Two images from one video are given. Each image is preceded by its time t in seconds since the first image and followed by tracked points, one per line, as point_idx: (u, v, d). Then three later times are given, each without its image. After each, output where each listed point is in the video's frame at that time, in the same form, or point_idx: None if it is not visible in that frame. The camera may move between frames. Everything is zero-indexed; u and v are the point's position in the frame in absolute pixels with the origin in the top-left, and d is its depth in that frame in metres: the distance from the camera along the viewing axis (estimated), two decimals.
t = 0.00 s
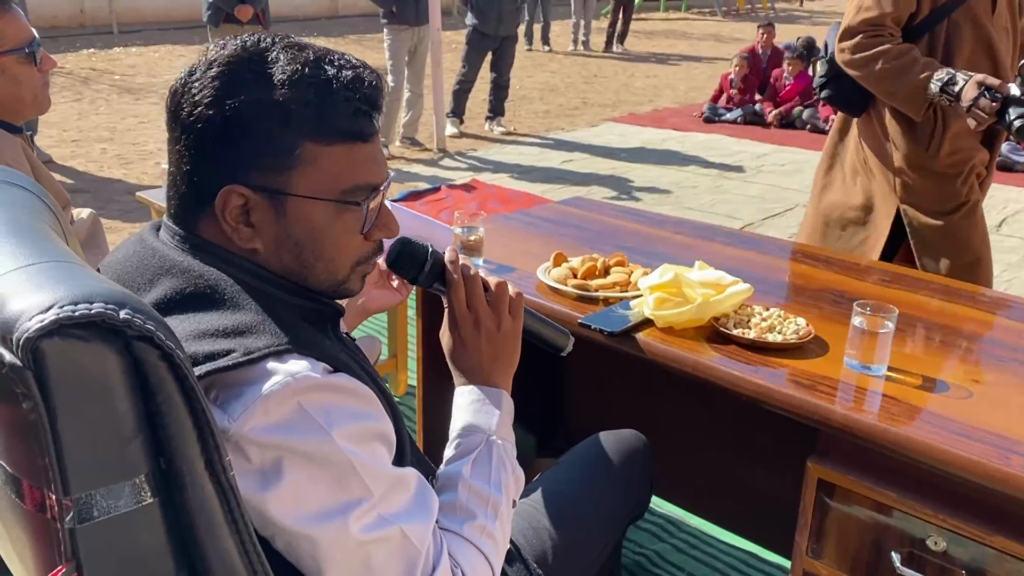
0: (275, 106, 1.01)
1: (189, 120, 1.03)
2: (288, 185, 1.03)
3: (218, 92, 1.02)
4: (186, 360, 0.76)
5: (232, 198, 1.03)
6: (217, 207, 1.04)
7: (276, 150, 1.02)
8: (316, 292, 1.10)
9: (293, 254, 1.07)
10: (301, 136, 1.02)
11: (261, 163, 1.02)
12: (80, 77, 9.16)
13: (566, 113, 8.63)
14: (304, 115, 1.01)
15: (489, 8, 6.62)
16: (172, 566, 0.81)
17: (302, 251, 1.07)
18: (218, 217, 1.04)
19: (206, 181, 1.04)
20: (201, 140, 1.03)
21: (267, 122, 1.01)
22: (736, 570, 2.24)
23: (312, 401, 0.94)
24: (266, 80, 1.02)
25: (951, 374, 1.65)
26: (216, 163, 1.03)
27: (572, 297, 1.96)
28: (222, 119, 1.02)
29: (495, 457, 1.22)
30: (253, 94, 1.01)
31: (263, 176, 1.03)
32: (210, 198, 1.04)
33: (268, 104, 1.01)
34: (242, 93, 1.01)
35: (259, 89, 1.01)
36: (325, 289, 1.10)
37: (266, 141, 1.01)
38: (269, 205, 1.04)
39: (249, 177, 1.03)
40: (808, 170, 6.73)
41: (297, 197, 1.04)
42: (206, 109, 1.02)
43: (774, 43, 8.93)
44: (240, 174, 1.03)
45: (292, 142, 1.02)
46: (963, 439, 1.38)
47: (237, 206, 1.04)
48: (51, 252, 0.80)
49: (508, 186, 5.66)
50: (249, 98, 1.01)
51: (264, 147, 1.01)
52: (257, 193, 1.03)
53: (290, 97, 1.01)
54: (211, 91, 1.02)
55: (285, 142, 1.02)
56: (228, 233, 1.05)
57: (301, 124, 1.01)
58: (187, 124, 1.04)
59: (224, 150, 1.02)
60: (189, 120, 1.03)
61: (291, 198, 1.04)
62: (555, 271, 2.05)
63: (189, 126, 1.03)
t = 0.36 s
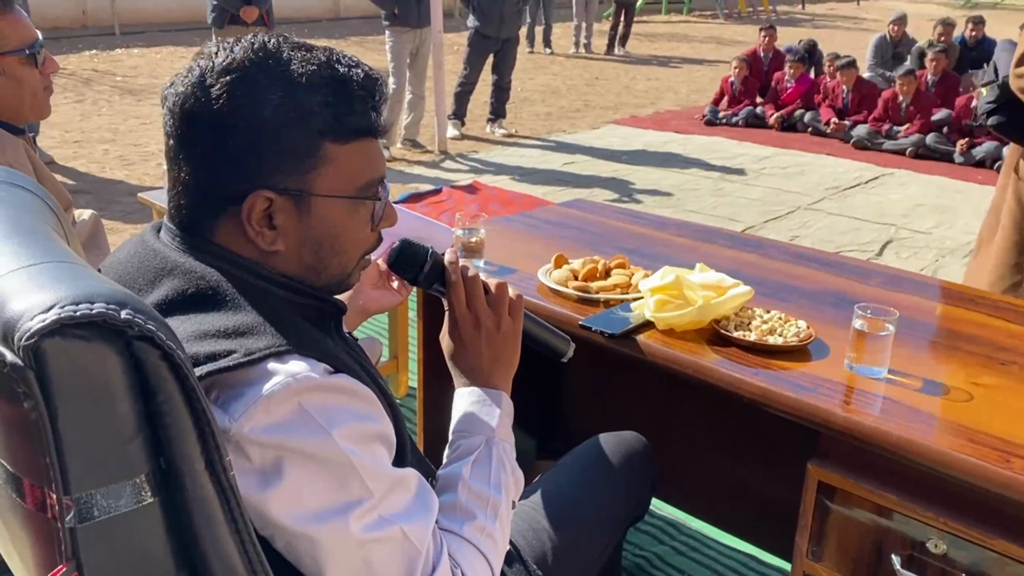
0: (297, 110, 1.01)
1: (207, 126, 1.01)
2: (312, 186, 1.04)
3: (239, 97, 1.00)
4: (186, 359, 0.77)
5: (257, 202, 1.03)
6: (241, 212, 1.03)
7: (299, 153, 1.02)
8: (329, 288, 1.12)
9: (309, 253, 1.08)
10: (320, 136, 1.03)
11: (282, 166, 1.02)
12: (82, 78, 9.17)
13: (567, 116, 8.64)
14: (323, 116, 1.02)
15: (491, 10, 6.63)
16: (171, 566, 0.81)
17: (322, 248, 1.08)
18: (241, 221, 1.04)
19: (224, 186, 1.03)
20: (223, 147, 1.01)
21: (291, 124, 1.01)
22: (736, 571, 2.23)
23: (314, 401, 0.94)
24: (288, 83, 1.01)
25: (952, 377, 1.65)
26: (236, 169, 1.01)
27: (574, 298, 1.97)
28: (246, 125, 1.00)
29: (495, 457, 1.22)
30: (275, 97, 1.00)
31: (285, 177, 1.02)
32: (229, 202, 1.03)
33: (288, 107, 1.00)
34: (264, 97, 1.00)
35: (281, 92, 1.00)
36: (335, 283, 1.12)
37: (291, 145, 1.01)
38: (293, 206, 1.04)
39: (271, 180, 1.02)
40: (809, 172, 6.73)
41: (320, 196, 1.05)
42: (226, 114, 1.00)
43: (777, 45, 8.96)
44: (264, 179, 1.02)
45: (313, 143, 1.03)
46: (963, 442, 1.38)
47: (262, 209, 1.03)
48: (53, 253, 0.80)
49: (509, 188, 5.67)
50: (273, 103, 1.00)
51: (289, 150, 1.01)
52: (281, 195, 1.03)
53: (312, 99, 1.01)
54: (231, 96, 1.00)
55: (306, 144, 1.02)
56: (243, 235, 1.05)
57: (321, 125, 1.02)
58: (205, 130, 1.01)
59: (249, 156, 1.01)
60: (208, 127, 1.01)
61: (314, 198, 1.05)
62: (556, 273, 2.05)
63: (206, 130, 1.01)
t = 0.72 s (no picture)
0: (305, 112, 1.01)
1: (215, 129, 1.01)
2: (319, 186, 1.04)
3: (248, 98, 0.99)
4: (187, 361, 0.77)
5: (266, 204, 1.03)
6: (249, 214, 1.03)
7: (307, 154, 1.02)
8: (333, 286, 1.12)
9: (315, 253, 1.09)
10: (327, 136, 1.03)
11: (287, 168, 1.02)
12: (83, 80, 9.18)
13: (567, 118, 8.65)
14: (329, 117, 1.02)
15: (491, 12, 6.64)
16: (172, 567, 0.81)
17: (328, 248, 1.09)
18: (246, 222, 1.04)
19: (230, 188, 1.02)
20: (231, 149, 1.01)
21: (299, 127, 1.01)
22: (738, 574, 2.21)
23: (314, 403, 0.94)
24: (295, 85, 1.01)
25: (951, 380, 1.65)
26: (245, 171, 1.01)
27: (574, 301, 1.97)
28: (255, 127, 1.00)
29: (494, 459, 1.22)
30: (282, 99, 1.00)
31: (291, 179, 1.03)
32: (237, 204, 1.03)
33: (294, 109, 1.01)
34: (274, 100, 1.00)
35: (288, 94, 1.00)
36: (340, 281, 1.12)
37: (300, 146, 1.02)
38: (301, 207, 1.05)
39: (277, 181, 1.02)
40: (809, 175, 6.74)
41: (325, 197, 1.06)
42: (238, 116, 1.00)
43: (777, 48, 8.95)
44: (272, 180, 1.02)
45: (321, 144, 1.03)
46: (963, 444, 1.38)
47: (270, 211, 1.03)
48: (55, 256, 0.80)
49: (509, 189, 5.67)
50: (282, 105, 1.00)
51: (298, 151, 1.02)
52: (289, 197, 1.03)
53: (320, 100, 1.01)
54: (238, 98, 0.99)
55: (313, 144, 1.02)
56: (247, 236, 1.05)
57: (328, 126, 1.02)
58: (212, 132, 1.01)
59: (259, 159, 1.01)
60: (215, 129, 1.01)
61: (320, 199, 1.05)
62: (556, 275, 2.05)
63: (216, 134, 1.01)
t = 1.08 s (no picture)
0: (312, 115, 1.01)
1: (221, 132, 1.01)
2: (325, 188, 1.05)
3: (255, 101, 1.00)
4: (188, 362, 0.77)
5: (273, 206, 1.03)
6: (255, 216, 1.03)
7: (314, 156, 1.02)
8: (336, 288, 1.12)
9: (320, 254, 1.09)
10: (333, 138, 1.03)
11: (293, 169, 1.02)
12: (83, 81, 9.18)
13: (567, 120, 8.66)
14: (336, 119, 1.02)
15: (491, 15, 6.64)
16: (174, 569, 0.81)
17: (333, 250, 1.09)
18: (251, 225, 1.04)
19: (234, 190, 1.02)
20: (239, 151, 1.00)
21: (307, 129, 1.01)
22: None
23: (314, 404, 0.94)
24: (302, 88, 1.01)
25: (950, 383, 1.65)
26: (251, 173, 1.01)
27: (574, 302, 1.97)
28: (262, 129, 1.00)
29: (494, 461, 1.22)
30: (289, 102, 1.00)
31: (296, 181, 1.03)
32: (244, 207, 1.03)
33: (300, 110, 1.01)
34: (281, 102, 1.00)
35: (295, 96, 1.00)
36: (344, 281, 1.13)
37: (307, 149, 1.02)
38: (307, 209, 1.05)
39: (283, 183, 1.02)
40: (809, 177, 6.74)
41: (330, 199, 1.06)
42: (245, 119, 1.00)
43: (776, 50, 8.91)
44: (280, 183, 1.02)
45: (327, 147, 1.03)
46: (962, 447, 1.38)
47: (276, 213, 1.03)
48: (56, 257, 0.80)
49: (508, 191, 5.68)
50: (288, 107, 1.00)
51: (304, 153, 1.02)
52: (295, 199, 1.03)
53: (326, 102, 1.02)
54: (244, 100, 1.00)
55: (319, 146, 1.03)
56: (251, 238, 1.05)
57: (334, 128, 1.03)
58: (219, 135, 1.01)
59: (265, 161, 1.01)
60: (221, 132, 1.01)
61: (325, 201, 1.05)
62: (556, 277, 2.05)
63: (223, 137, 1.01)
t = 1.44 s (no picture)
0: (314, 114, 1.01)
1: (223, 131, 1.01)
2: (327, 188, 1.05)
3: (257, 101, 1.00)
4: (186, 363, 0.77)
5: (275, 206, 1.03)
6: (257, 216, 1.03)
7: (316, 156, 1.03)
8: (335, 287, 1.13)
9: (320, 254, 1.09)
10: (334, 138, 1.03)
11: (294, 170, 1.02)
12: (81, 83, 9.17)
13: (565, 122, 8.67)
14: (337, 118, 1.02)
15: (490, 17, 6.64)
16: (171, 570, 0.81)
17: (333, 249, 1.09)
18: (252, 224, 1.04)
19: (235, 190, 1.02)
20: (240, 152, 1.01)
21: (309, 130, 1.01)
22: None
23: (312, 405, 0.94)
24: (304, 88, 1.01)
25: (948, 385, 1.65)
26: (253, 173, 1.01)
27: (572, 304, 1.96)
28: (263, 129, 1.00)
29: (492, 462, 1.22)
30: (291, 102, 1.00)
31: (296, 181, 1.03)
32: (245, 207, 1.03)
33: (300, 109, 1.01)
34: (283, 103, 1.00)
35: (297, 96, 1.00)
36: (341, 283, 1.13)
37: (309, 149, 1.02)
38: (309, 209, 1.05)
39: (283, 184, 1.02)
40: (807, 179, 6.75)
41: (332, 199, 1.06)
42: (247, 120, 1.00)
43: (774, 53, 8.93)
44: (282, 182, 1.02)
45: (328, 147, 1.03)
46: (959, 448, 1.39)
47: (278, 213, 1.03)
48: (53, 257, 0.80)
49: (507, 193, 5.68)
50: (290, 108, 1.00)
51: (306, 154, 1.02)
52: (296, 198, 1.03)
53: (328, 102, 1.02)
54: (245, 100, 1.00)
55: (321, 147, 1.03)
56: (252, 238, 1.05)
57: (336, 128, 1.03)
58: (221, 135, 1.01)
59: (267, 162, 1.01)
60: (223, 132, 1.01)
61: (326, 200, 1.05)
62: (555, 279, 2.05)
63: (224, 137, 1.01)
